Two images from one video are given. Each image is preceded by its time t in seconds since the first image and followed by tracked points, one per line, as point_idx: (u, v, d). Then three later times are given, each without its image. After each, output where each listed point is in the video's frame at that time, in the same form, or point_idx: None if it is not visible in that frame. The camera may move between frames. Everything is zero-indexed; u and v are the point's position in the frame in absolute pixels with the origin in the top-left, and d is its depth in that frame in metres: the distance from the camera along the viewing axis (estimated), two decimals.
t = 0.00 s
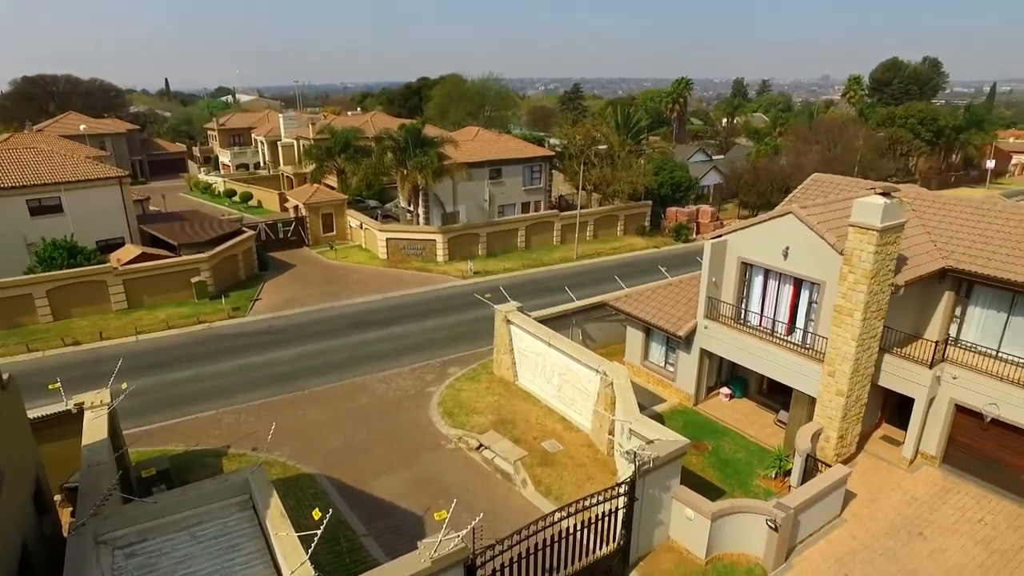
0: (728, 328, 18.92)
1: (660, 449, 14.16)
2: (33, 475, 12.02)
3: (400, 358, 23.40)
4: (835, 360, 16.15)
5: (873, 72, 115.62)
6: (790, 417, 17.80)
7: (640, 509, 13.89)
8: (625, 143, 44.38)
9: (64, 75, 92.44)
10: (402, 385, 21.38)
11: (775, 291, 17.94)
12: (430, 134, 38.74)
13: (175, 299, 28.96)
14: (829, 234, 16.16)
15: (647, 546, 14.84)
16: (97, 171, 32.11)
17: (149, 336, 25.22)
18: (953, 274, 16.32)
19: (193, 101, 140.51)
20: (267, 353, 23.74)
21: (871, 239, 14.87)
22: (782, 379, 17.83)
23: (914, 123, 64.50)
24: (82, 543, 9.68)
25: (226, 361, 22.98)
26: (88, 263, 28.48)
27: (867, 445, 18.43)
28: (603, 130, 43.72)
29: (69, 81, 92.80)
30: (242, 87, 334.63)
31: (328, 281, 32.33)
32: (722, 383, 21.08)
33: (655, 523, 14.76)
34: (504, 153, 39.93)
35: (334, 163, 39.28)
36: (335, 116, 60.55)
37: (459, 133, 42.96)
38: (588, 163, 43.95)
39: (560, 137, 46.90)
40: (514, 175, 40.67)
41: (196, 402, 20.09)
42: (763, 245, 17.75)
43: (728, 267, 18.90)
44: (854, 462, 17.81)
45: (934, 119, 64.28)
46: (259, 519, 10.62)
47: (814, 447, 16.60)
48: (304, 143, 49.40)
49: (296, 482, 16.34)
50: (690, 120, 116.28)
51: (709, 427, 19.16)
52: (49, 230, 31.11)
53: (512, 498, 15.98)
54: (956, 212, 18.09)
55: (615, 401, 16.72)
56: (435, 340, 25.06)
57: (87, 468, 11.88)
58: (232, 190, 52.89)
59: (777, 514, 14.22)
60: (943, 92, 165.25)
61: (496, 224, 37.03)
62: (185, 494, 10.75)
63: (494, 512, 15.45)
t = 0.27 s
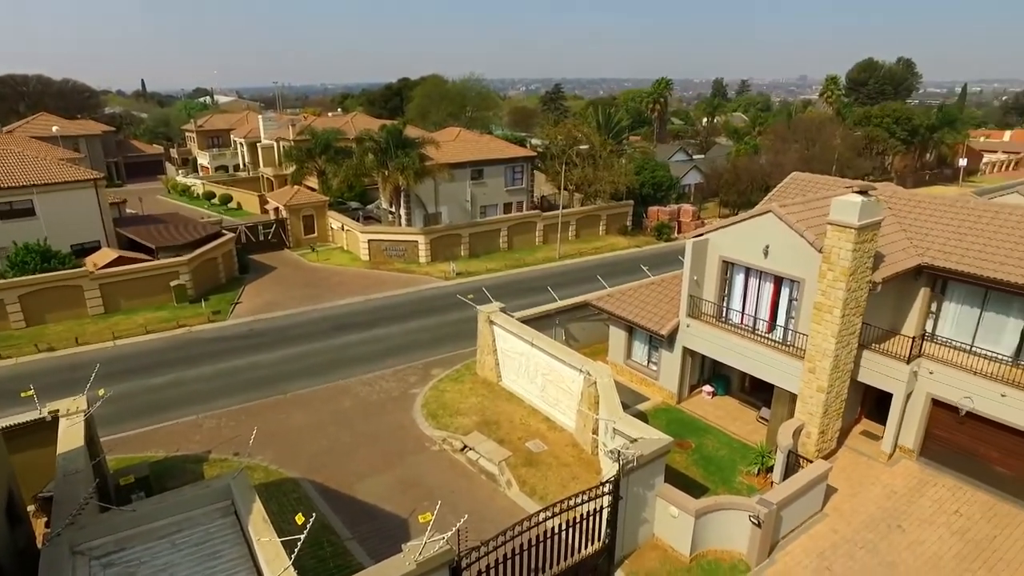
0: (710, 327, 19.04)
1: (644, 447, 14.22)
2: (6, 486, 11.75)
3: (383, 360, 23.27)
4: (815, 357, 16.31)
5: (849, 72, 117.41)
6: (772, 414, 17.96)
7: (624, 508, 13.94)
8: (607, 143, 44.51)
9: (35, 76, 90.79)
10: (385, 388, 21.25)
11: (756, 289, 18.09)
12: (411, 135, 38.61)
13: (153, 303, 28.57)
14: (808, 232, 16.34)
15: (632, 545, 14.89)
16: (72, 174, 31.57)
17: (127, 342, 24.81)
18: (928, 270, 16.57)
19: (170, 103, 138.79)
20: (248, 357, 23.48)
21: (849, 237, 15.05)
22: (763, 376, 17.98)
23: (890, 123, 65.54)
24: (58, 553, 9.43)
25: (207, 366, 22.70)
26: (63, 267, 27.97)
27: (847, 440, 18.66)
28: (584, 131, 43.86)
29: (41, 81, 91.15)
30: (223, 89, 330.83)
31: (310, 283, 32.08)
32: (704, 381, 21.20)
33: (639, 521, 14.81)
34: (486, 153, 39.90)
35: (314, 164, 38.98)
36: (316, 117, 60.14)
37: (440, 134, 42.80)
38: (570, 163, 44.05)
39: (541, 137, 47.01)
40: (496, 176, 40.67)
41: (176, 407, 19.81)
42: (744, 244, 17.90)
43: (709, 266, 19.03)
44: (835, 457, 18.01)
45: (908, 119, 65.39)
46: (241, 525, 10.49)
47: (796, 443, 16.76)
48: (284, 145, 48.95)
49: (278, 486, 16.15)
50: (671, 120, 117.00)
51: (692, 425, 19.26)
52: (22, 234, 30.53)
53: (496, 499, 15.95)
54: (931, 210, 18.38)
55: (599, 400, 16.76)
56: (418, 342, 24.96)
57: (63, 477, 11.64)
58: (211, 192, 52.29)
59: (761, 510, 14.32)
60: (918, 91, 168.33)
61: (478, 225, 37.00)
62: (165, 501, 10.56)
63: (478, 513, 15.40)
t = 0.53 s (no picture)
0: (692, 325, 19.14)
1: (628, 447, 14.26)
2: None
3: (366, 363, 23.13)
4: (795, 354, 16.47)
5: (826, 72, 118.99)
6: (754, 411, 18.09)
7: (608, 507, 13.97)
8: (588, 143, 44.46)
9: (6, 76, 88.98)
10: (368, 390, 21.11)
11: (737, 287, 18.22)
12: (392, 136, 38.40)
13: (131, 308, 28.17)
14: (787, 231, 16.50)
15: (617, 543, 14.92)
16: (45, 177, 31.00)
17: (105, 347, 24.37)
18: (904, 268, 16.81)
19: (147, 104, 136.82)
20: (229, 361, 23.21)
21: (827, 235, 15.21)
22: (745, 374, 18.10)
23: (866, 122, 66.49)
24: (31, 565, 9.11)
25: (187, 371, 22.40)
26: (37, 272, 27.43)
27: (827, 435, 18.88)
28: (566, 131, 43.94)
29: (11, 82, 89.34)
30: (203, 90, 326.86)
31: (291, 286, 31.81)
32: (687, 379, 21.32)
33: (624, 520, 14.85)
34: (467, 154, 39.85)
35: (295, 166, 38.64)
36: (296, 118, 59.64)
37: (421, 135, 42.62)
38: (551, 163, 44.10)
39: (523, 137, 47.02)
40: (478, 176, 40.63)
41: (156, 413, 19.53)
42: (725, 243, 18.01)
43: (691, 265, 19.12)
44: (816, 453, 18.20)
45: (884, 118, 66.39)
46: (222, 532, 10.30)
47: (778, 439, 16.90)
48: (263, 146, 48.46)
49: (260, 492, 15.95)
50: (651, 120, 117.54)
51: (675, 423, 19.36)
52: None
53: (481, 500, 15.91)
54: (906, 208, 18.65)
55: (582, 400, 16.78)
56: (400, 343, 24.85)
57: (36, 487, 11.36)
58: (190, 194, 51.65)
59: (743, 507, 14.42)
60: (894, 89, 171.75)
61: (460, 225, 36.92)
62: (143, 509, 10.31)
63: (463, 515, 15.35)
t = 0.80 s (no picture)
0: (673, 324, 19.24)
1: (610, 446, 14.29)
2: None
3: (346, 366, 22.95)
4: (775, 351, 16.61)
5: (802, 72, 120.58)
6: (735, 408, 18.21)
7: (591, 507, 13.98)
8: (567, 143, 44.92)
9: None
10: (349, 394, 20.93)
11: (717, 286, 18.35)
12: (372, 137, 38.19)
13: (105, 313, 27.71)
14: (765, 229, 16.66)
15: (600, 543, 14.94)
16: (15, 181, 30.32)
17: (81, 354, 23.89)
18: (880, 265, 17.04)
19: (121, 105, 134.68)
20: (208, 366, 22.88)
21: (804, 233, 15.37)
22: (725, 371, 18.23)
23: (841, 121, 67.47)
24: None
25: (164, 377, 22.04)
26: (7, 278, 26.80)
27: (807, 431, 19.08)
28: (545, 131, 44.03)
29: None
30: (181, 91, 322.64)
31: (271, 289, 31.48)
32: (669, 377, 21.42)
33: (607, 519, 14.88)
34: (447, 155, 39.78)
35: (273, 168, 38.25)
36: (274, 120, 59.11)
37: (402, 136, 42.51)
38: (531, 164, 44.12)
39: (503, 138, 47.03)
40: (458, 177, 40.58)
41: (132, 420, 19.19)
42: (704, 241, 18.11)
43: (671, 264, 19.21)
44: (796, 449, 18.37)
45: (859, 117, 67.45)
46: (200, 541, 10.02)
47: (758, 436, 17.03)
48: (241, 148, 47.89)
49: (239, 498, 15.71)
50: (631, 119, 118.06)
51: (657, 421, 19.43)
52: None
53: (464, 503, 15.84)
54: (881, 206, 18.92)
55: (564, 400, 16.80)
56: (382, 346, 24.70)
57: (4, 499, 10.95)
58: (166, 197, 50.94)
59: (725, 504, 14.51)
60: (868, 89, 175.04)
61: (441, 227, 36.82)
62: (118, 518, 9.94)
63: (446, 518, 15.26)
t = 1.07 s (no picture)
0: (655, 323, 19.31)
1: (593, 446, 14.31)
2: None
3: (328, 368, 22.77)
4: (756, 349, 16.72)
5: (780, 72, 121.92)
6: (718, 406, 18.31)
7: (575, 507, 13.98)
8: (549, 143, 45.04)
9: None
10: (331, 397, 20.75)
11: (698, 284, 18.44)
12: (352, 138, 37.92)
13: (79, 318, 27.24)
14: (745, 228, 16.78)
15: (585, 543, 14.94)
16: None
17: (57, 361, 23.44)
18: (858, 262, 17.25)
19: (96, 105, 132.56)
20: (188, 371, 22.57)
21: (784, 232, 15.50)
22: (707, 370, 18.33)
23: (819, 121, 68.29)
24: None
25: (143, 383, 21.69)
26: None
27: (788, 427, 19.24)
28: (526, 131, 44.07)
29: None
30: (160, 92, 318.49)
31: (251, 292, 31.16)
32: (651, 376, 21.50)
33: (591, 519, 14.89)
34: (428, 156, 39.68)
35: (252, 170, 37.83)
36: (253, 121, 58.55)
37: (382, 137, 42.34)
38: (513, 164, 44.11)
39: (484, 138, 46.97)
40: (439, 178, 40.51)
41: (109, 427, 18.88)
42: (685, 240, 18.18)
43: (652, 263, 19.27)
44: (778, 445, 18.52)
45: (836, 117, 68.32)
46: (179, 550, 9.73)
47: (741, 434, 17.13)
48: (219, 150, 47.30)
49: (220, 504, 15.49)
50: (612, 119, 118.43)
51: (640, 420, 19.48)
52: None
53: (448, 505, 15.77)
54: (858, 204, 19.15)
55: (547, 400, 16.81)
56: (364, 348, 24.54)
57: None
58: (142, 200, 50.26)
59: (708, 501, 14.57)
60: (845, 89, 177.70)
61: (423, 228, 36.70)
62: (93, 528, 9.58)
63: (430, 520, 15.17)
